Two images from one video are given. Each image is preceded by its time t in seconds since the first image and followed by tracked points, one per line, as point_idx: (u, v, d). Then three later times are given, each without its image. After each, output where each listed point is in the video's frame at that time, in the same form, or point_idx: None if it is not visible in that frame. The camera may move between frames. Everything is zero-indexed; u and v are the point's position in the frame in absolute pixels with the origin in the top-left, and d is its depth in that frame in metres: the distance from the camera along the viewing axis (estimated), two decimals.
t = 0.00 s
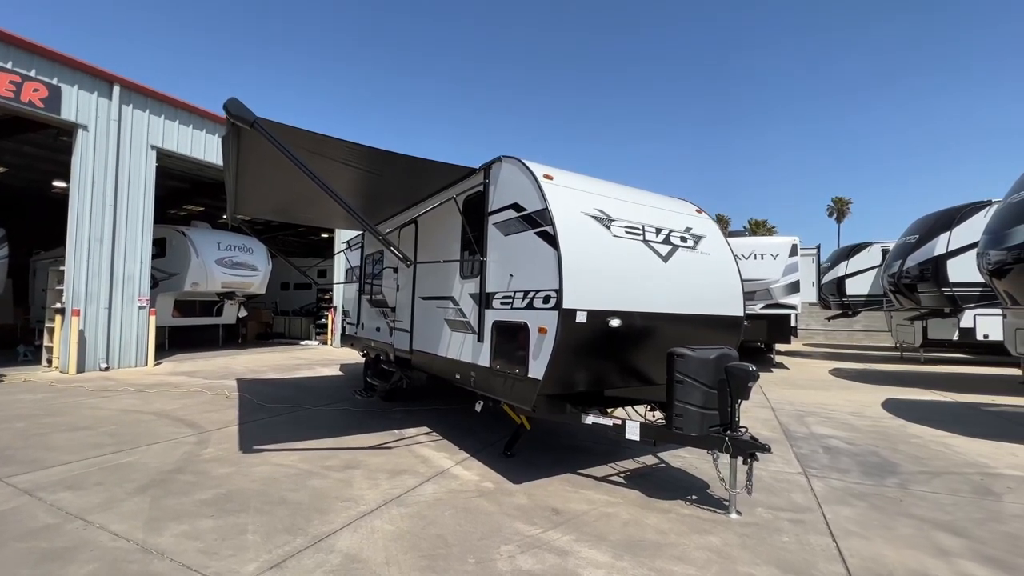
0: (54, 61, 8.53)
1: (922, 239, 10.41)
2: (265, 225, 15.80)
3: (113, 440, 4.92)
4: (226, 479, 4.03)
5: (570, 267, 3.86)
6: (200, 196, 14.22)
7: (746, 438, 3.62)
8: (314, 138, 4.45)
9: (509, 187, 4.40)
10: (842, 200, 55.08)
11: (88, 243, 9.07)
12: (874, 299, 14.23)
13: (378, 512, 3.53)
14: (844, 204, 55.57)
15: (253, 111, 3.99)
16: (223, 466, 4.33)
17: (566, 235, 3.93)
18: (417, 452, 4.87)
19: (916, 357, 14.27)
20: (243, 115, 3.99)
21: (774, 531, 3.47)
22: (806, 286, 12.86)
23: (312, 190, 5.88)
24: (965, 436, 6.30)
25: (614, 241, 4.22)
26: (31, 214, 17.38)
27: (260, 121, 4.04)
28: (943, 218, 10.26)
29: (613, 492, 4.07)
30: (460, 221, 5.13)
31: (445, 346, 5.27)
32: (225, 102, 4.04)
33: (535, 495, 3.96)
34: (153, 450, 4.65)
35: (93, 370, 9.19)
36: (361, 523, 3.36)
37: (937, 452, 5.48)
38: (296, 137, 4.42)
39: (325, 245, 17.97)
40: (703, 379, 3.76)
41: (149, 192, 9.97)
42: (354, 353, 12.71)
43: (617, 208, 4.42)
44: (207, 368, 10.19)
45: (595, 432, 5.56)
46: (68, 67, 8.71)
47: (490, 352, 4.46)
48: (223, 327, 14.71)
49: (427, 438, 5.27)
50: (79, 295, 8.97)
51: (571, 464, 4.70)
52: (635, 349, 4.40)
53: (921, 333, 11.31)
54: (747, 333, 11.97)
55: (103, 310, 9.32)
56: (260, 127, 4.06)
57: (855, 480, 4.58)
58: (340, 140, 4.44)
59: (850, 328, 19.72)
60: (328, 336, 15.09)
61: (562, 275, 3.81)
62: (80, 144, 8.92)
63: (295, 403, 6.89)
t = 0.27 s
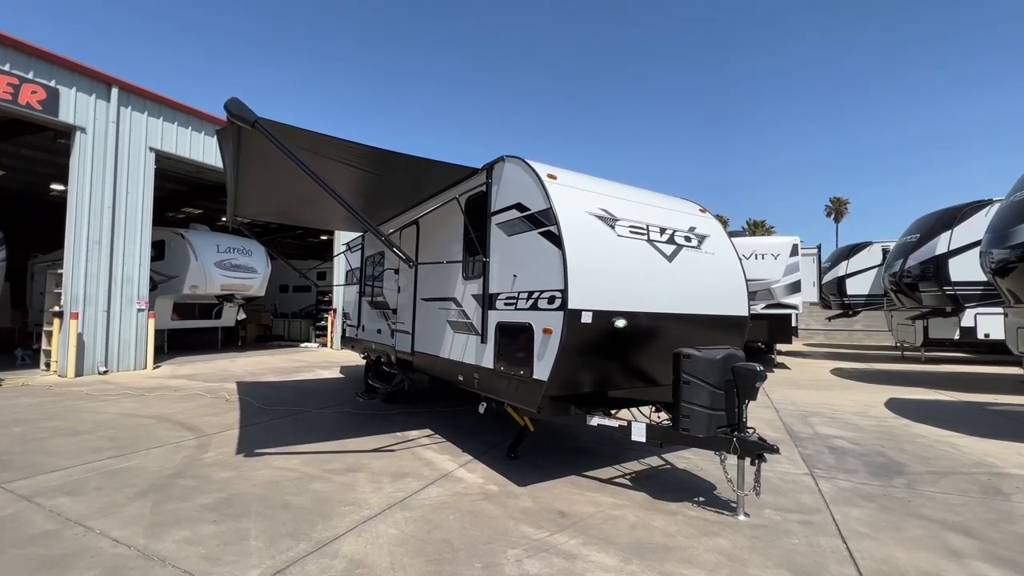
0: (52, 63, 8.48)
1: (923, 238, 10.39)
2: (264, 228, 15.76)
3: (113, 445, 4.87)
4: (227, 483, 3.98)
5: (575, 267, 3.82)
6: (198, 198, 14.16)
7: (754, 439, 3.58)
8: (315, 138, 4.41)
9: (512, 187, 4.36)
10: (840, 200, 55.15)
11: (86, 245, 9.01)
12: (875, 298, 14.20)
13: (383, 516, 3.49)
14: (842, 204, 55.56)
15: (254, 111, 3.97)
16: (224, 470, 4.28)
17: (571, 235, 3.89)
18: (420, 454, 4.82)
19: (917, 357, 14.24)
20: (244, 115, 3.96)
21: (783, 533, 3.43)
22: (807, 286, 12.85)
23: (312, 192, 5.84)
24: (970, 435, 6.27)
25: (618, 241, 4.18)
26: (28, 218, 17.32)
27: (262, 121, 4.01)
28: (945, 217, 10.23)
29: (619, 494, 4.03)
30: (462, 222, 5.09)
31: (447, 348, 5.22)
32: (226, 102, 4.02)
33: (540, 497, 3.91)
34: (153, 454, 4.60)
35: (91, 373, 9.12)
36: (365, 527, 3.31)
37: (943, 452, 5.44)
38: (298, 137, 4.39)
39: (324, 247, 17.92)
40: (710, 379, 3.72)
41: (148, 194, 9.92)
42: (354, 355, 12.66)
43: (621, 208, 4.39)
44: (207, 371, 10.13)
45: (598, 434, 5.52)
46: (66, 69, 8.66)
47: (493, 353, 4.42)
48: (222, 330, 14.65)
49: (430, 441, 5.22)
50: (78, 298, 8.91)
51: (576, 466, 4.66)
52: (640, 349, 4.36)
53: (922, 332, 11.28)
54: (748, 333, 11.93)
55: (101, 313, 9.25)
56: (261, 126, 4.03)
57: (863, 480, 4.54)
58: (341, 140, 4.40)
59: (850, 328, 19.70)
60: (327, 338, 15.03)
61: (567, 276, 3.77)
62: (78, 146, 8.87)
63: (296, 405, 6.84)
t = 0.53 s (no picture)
0: (50, 65, 8.42)
1: (925, 236, 10.38)
2: (263, 230, 15.70)
3: (114, 449, 4.80)
4: (230, 488, 3.92)
5: (582, 267, 3.77)
6: (197, 200, 14.09)
7: (765, 439, 3.53)
8: (318, 137, 4.38)
9: (517, 186, 4.32)
10: (838, 199, 55.23)
11: (85, 248, 8.95)
12: (876, 297, 14.18)
13: (390, 520, 3.43)
14: (840, 204, 55.59)
15: (257, 110, 3.94)
16: (227, 474, 4.22)
17: (578, 234, 3.85)
18: (425, 457, 4.77)
19: (919, 355, 14.24)
20: (247, 114, 3.94)
21: (797, 534, 3.38)
22: (809, 285, 12.86)
23: (313, 192, 5.81)
24: (977, 434, 6.24)
25: (625, 240, 4.13)
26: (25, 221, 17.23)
27: (264, 120, 3.99)
28: (947, 214, 10.23)
29: (628, 496, 3.98)
30: (466, 222, 5.05)
31: (451, 349, 5.17)
32: (229, 101, 4.01)
33: (548, 500, 3.86)
34: (155, 459, 4.54)
35: (91, 377, 9.05)
36: (372, 531, 3.26)
37: (952, 451, 5.41)
38: (301, 136, 4.34)
39: (324, 249, 17.86)
40: (720, 379, 3.67)
41: (147, 197, 9.85)
42: (354, 357, 12.60)
43: (627, 207, 4.34)
44: (207, 374, 10.05)
45: (605, 435, 5.46)
46: (63, 71, 8.59)
47: (499, 354, 4.37)
48: (222, 333, 14.58)
49: (434, 443, 5.17)
50: (77, 301, 8.84)
51: (583, 468, 4.61)
52: (647, 349, 4.31)
53: (923, 331, 11.29)
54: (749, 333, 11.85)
55: (100, 316, 9.18)
56: (264, 125, 3.99)
57: (873, 480, 4.50)
58: (344, 139, 4.37)
59: (850, 327, 19.71)
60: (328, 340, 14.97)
61: (575, 275, 3.72)
62: (76, 148, 8.81)
63: (297, 408, 6.78)
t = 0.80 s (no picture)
0: (47, 67, 8.34)
1: (928, 234, 10.34)
2: (263, 232, 15.63)
3: (115, 455, 4.73)
4: (235, 494, 3.85)
5: (592, 266, 3.72)
6: (195, 203, 14.01)
7: (780, 440, 3.47)
8: (322, 138, 4.33)
9: (523, 185, 4.26)
10: (836, 198, 55.31)
11: (84, 251, 8.87)
12: (878, 295, 14.15)
13: (399, 526, 3.37)
14: (838, 203, 55.66)
15: (261, 110, 3.89)
16: (232, 479, 4.15)
17: (587, 233, 3.79)
18: (432, 460, 4.71)
19: (921, 353, 14.22)
20: (251, 114, 3.90)
21: (813, 537, 3.33)
22: (811, 284, 12.83)
23: (316, 193, 5.75)
24: (986, 432, 6.19)
25: (634, 239, 4.08)
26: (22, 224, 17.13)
27: (268, 119, 3.94)
28: (949, 212, 10.21)
29: (640, 498, 3.92)
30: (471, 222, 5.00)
31: (457, 350, 5.10)
32: (233, 101, 3.97)
33: (559, 503, 3.81)
34: (157, 464, 4.47)
35: (90, 381, 8.97)
36: (382, 538, 3.20)
37: (962, 449, 5.37)
38: (305, 136, 4.29)
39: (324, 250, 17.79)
40: (732, 380, 3.61)
41: (146, 199, 9.77)
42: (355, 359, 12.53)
43: (635, 206, 4.29)
44: (207, 378, 9.97)
45: (612, 436, 5.41)
46: (61, 73, 8.51)
47: (507, 356, 4.30)
48: (221, 336, 14.49)
49: (440, 446, 5.11)
50: (76, 305, 8.76)
51: (592, 470, 4.55)
52: (657, 349, 4.25)
53: (926, 328, 11.28)
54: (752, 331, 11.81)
55: (100, 319, 9.10)
56: (268, 125, 3.93)
57: (885, 480, 4.45)
58: (348, 139, 4.32)
59: (851, 325, 19.70)
60: (328, 342, 14.89)
61: (584, 275, 3.67)
62: (75, 151, 8.74)
63: (300, 411, 6.72)
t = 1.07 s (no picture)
0: (44, 70, 8.27)
1: (931, 232, 10.33)
2: (261, 234, 15.55)
3: (116, 462, 4.67)
4: (240, 501, 3.79)
5: (600, 268, 3.68)
6: (193, 205, 13.93)
7: (793, 443, 3.42)
8: (325, 139, 4.28)
9: (529, 186, 4.21)
10: (833, 196, 55.40)
11: (82, 255, 8.79)
12: (879, 293, 14.14)
13: (408, 533, 3.32)
14: (836, 201, 55.76)
15: (264, 111, 3.84)
16: (235, 486, 4.09)
17: (595, 234, 3.75)
18: (438, 464, 4.66)
19: (922, 350, 14.22)
20: (254, 115, 3.85)
21: (828, 540, 3.29)
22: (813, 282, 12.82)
23: (317, 195, 5.70)
24: (993, 431, 6.16)
25: (642, 240, 4.04)
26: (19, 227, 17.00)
27: (272, 121, 3.89)
28: (951, 210, 10.21)
29: (650, 502, 3.87)
30: (475, 224, 4.95)
31: (461, 353, 5.05)
32: (235, 102, 3.93)
33: (568, 508, 3.76)
34: (160, 471, 4.41)
35: (89, 386, 8.90)
36: (391, 546, 3.14)
37: (970, 449, 5.34)
38: (308, 137, 4.23)
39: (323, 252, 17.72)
40: (744, 382, 3.57)
41: (144, 202, 9.69)
42: (356, 362, 12.47)
43: (642, 206, 4.25)
44: (207, 381, 9.90)
45: (619, 439, 5.36)
46: (57, 75, 8.43)
47: (513, 359, 4.25)
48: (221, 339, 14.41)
49: (446, 449, 5.06)
50: (74, 309, 8.68)
51: (601, 473, 4.50)
52: (666, 351, 4.20)
53: (927, 326, 11.28)
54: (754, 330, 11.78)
55: (98, 324, 9.02)
56: (271, 126, 3.88)
57: (896, 480, 4.42)
58: (352, 141, 4.27)
59: (851, 323, 19.71)
60: (328, 345, 14.83)
61: (594, 277, 3.62)
62: (72, 154, 8.66)
63: (302, 415, 6.66)
